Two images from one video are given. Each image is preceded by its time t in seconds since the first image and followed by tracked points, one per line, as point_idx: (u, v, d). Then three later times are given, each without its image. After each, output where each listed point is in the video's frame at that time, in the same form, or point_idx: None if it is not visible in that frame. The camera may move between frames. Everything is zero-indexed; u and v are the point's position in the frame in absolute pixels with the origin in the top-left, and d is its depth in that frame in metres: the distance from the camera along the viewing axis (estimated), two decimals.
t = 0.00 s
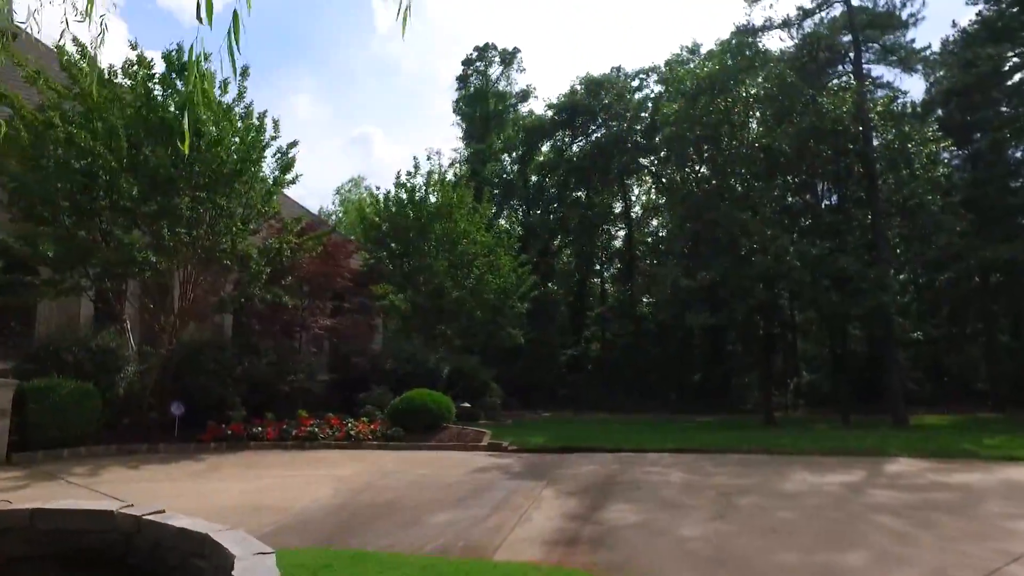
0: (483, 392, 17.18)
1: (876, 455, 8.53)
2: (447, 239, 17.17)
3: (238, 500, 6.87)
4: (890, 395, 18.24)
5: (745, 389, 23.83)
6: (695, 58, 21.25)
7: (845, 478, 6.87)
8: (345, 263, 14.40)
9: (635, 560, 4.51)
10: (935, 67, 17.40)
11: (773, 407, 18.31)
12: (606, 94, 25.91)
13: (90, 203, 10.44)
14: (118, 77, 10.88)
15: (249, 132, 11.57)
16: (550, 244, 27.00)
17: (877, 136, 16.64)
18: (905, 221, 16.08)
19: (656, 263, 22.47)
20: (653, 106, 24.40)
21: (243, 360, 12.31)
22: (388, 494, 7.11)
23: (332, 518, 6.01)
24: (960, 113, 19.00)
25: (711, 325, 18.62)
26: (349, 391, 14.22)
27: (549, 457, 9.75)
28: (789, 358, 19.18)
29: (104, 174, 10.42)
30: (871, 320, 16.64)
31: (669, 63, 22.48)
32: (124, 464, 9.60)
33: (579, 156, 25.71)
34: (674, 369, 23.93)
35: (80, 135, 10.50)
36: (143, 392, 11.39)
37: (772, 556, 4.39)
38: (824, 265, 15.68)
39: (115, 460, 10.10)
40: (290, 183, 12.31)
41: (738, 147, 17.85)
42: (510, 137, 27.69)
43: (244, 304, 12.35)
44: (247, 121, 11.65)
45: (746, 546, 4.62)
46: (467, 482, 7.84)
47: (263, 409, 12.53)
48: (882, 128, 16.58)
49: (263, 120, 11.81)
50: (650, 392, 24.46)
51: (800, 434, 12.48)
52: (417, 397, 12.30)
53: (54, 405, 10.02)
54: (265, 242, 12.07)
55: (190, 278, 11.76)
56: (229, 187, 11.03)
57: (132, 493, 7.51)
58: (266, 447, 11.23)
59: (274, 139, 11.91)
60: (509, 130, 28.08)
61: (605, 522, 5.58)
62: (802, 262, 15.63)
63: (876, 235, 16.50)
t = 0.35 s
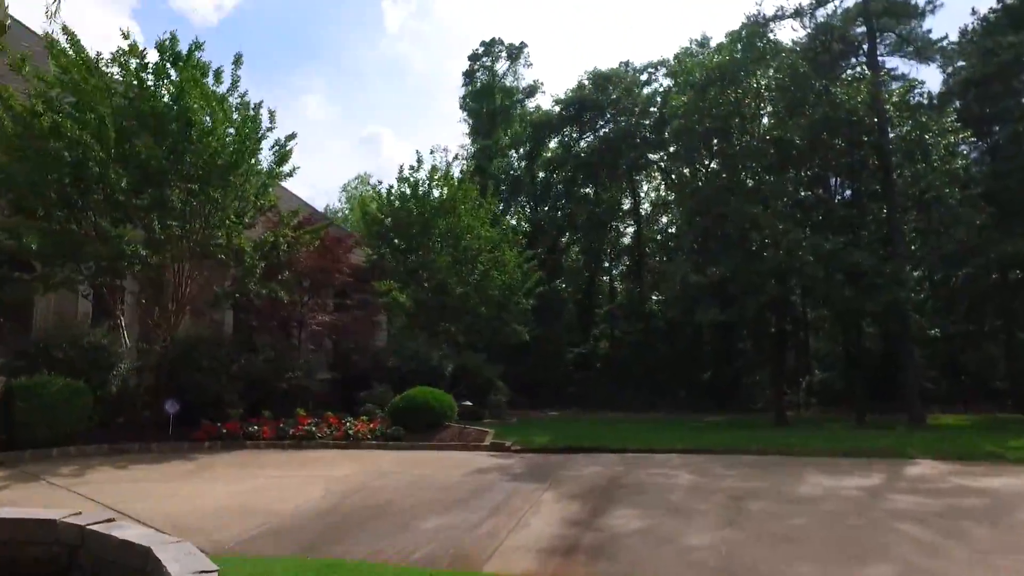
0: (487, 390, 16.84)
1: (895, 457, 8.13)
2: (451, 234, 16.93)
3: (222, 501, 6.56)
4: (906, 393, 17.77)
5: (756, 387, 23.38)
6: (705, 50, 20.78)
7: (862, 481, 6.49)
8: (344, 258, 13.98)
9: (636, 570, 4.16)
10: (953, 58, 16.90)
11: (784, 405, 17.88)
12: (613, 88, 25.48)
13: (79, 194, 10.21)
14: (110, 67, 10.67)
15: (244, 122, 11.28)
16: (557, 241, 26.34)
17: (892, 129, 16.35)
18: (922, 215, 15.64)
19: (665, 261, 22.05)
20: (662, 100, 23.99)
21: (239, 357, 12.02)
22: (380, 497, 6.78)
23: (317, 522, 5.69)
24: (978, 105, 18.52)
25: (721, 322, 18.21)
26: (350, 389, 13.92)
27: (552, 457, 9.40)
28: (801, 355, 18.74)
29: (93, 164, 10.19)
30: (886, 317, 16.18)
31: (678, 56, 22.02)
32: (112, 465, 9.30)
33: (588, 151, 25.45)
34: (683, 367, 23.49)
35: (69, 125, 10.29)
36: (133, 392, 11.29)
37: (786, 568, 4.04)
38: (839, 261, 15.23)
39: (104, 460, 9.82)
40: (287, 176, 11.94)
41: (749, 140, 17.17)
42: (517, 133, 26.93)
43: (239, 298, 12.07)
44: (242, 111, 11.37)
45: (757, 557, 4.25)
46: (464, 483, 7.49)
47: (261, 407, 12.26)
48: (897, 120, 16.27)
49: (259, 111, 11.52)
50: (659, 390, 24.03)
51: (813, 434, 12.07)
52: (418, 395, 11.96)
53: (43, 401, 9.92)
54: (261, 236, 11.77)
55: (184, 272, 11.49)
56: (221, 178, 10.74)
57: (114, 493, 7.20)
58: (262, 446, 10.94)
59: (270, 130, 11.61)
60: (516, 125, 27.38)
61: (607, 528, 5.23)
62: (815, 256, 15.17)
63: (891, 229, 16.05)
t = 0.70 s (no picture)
0: (495, 390, 16.44)
1: (923, 463, 7.65)
2: (457, 231, 16.57)
3: (205, 512, 6.25)
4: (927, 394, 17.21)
5: (771, 388, 22.84)
6: (718, 43, 20.27)
7: (890, 491, 6.03)
8: (345, 255, 13.63)
9: None
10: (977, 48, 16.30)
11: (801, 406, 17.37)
12: (624, 84, 25.09)
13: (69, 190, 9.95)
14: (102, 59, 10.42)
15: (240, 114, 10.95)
16: (567, 240, 25.61)
17: (913, 121, 15.79)
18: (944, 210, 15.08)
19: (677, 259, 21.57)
20: (674, 95, 23.49)
21: (236, 359, 11.79)
22: (373, 506, 6.40)
23: (300, 535, 5.32)
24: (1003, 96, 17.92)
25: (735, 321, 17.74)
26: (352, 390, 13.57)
27: (558, 462, 8.98)
28: (818, 355, 18.21)
29: (84, 159, 9.95)
30: (907, 316, 15.64)
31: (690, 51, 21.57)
32: (102, 471, 8.99)
33: (598, 148, 24.96)
34: (696, 367, 22.99)
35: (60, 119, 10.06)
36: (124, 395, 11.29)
37: None
38: (857, 258, 14.71)
39: (94, 465, 9.52)
40: (284, 170, 11.60)
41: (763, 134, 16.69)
42: (528, 130, 26.30)
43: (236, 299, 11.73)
44: (238, 104, 11.04)
45: None
46: (463, 491, 7.09)
47: (260, 409, 11.94)
48: (917, 111, 15.77)
49: (256, 103, 11.19)
50: (671, 391, 23.54)
51: (831, 437, 11.60)
52: (420, 396, 11.57)
53: (30, 403, 9.87)
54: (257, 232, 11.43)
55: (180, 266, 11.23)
56: (217, 173, 10.43)
57: (96, 503, 6.90)
58: (259, 449, 10.62)
59: (268, 123, 11.28)
60: (526, 123, 26.77)
61: (612, 544, 4.82)
62: (832, 253, 14.65)
63: (912, 225, 15.50)
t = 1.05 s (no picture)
0: (515, 392, 16.06)
1: (971, 475, 7.12)
2: (475, 230, 16.20)
3: (201, 526, 5.96)
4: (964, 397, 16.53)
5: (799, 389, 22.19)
6: (743, 35, 19.65)
7: (937, 508, 5.55)
8: (359, 254, 13.34)
9: None
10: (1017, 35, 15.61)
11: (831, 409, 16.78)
12: (645, 80, 24.59)
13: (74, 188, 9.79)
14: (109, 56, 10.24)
15: (249, 111, 10.71)
16: (589, 240, 24.97)
17: (952, 111, 15.44)
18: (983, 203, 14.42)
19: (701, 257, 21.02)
20: (697, 90, 22.91)
21: (248, 360, 11.54)
22: (379, 519, 6.06)
23: (297, 553, 4.99)
24: None
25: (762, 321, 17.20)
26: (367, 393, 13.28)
27: (577, 470, 8.57)
28: (849, 356, 17.59)
29: (89, 158, 9.79)
30: (944, 315, 14.98)
31: (713, 44, 21.01)
32: (107, 477, 8.77)
33: (619, 144, 24.37)
34: (721, 369, 22.39)
35: (66, 117, 9.92)
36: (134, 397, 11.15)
37: None
38: (890, 254, 14.11)
39: (101, 470, 9.30)
40: (293, 168, 11.34)
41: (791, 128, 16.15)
42: (548, 128, 25.76)
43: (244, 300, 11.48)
44: (248, 100, 10.82)
45: None
46: (475, 502, 6.72)
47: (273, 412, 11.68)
48: (956, 101, 15.45)
49: (266, 99, 10.95)
50: (696, 392, 22.99)
51: (865, 443, 11.06)
52: (435, 400, 11.24)
53: (38, 406, 9.74)
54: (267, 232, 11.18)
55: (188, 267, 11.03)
56: (224, 170, 10.19)
57: (94, 514, 6.64)
58: (270, 454, 10.32)
59: (277, 119, 11.03)
60: (546, 120, 26.27)
61: (632, 567, 4.43)
62: (864, 250, 14.06)
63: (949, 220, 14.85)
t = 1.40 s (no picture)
0: (545, 394, 15.71)
1: None
2: (503, 228, 15.75)
3: (213, 537, 5.73)
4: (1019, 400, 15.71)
5: (840, 391, 21.44)
6: (778, 25, 18.97)
7: (1005, 527, 5.07)
8: (384, 253, 13.11)
9: None
10: None
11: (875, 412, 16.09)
12: (677, 74, 24.00)
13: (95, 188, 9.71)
14: (131, 54, 10.16)
15: (270, 109, 10.61)
16: (621, 238, 24.74)
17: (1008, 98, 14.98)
18: None
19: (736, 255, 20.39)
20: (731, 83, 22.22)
21: (271, 362, 11.39)
22: (396, 531, 5.76)
23: (306, 572, 4.71)
24: None
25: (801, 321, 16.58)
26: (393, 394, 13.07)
27: (608, 477, 8.18)
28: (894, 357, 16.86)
29: (110, 158, 9.71)
30: (997, 315, 14.23)
31: (747, 36, 20.39)
32: (127, 481, 8.63)
33: (651, 141, 23.80)
34: (758, 370, 21.75)
35: (88, 117, 9.86)
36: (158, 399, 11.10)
37: None
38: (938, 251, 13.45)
39: (122, 474, 9.18)
40: (316, 166, 11.20)
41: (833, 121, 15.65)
42: (578, 125, 25.23)
43: (265, 301, 11.32)
44: (270, 98, 10.70)
45: None
46: (499, 512, 6.38)
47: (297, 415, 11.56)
48: (1012, 86, 14.93)
49: (287, 97, 10.85)
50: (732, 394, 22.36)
51: (915, 449, 10.48)
52: (462, 402, 10.89)
53: (62, 410, 9.67)
54: (289, 231, 11.02)
55: (211, 267, 10.95)
56: (246, 168, 10.06)
57: (108, 524, 6.45)
58: (293, 458, 10.11)
59: (299, 117, 10.93)
60: (576, 117, 25.75)
61: None
62: (911, 246, 13.39)
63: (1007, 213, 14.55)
